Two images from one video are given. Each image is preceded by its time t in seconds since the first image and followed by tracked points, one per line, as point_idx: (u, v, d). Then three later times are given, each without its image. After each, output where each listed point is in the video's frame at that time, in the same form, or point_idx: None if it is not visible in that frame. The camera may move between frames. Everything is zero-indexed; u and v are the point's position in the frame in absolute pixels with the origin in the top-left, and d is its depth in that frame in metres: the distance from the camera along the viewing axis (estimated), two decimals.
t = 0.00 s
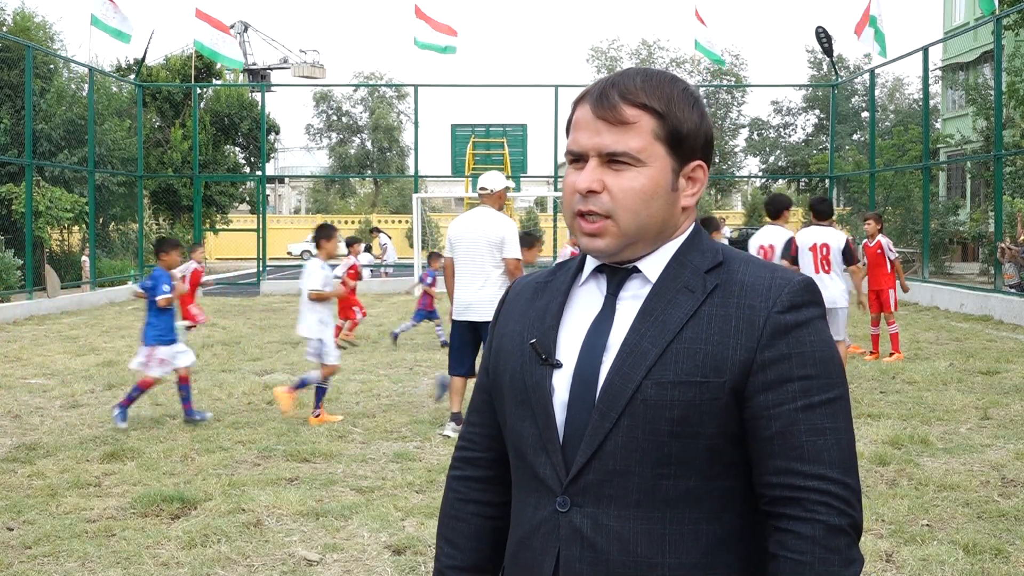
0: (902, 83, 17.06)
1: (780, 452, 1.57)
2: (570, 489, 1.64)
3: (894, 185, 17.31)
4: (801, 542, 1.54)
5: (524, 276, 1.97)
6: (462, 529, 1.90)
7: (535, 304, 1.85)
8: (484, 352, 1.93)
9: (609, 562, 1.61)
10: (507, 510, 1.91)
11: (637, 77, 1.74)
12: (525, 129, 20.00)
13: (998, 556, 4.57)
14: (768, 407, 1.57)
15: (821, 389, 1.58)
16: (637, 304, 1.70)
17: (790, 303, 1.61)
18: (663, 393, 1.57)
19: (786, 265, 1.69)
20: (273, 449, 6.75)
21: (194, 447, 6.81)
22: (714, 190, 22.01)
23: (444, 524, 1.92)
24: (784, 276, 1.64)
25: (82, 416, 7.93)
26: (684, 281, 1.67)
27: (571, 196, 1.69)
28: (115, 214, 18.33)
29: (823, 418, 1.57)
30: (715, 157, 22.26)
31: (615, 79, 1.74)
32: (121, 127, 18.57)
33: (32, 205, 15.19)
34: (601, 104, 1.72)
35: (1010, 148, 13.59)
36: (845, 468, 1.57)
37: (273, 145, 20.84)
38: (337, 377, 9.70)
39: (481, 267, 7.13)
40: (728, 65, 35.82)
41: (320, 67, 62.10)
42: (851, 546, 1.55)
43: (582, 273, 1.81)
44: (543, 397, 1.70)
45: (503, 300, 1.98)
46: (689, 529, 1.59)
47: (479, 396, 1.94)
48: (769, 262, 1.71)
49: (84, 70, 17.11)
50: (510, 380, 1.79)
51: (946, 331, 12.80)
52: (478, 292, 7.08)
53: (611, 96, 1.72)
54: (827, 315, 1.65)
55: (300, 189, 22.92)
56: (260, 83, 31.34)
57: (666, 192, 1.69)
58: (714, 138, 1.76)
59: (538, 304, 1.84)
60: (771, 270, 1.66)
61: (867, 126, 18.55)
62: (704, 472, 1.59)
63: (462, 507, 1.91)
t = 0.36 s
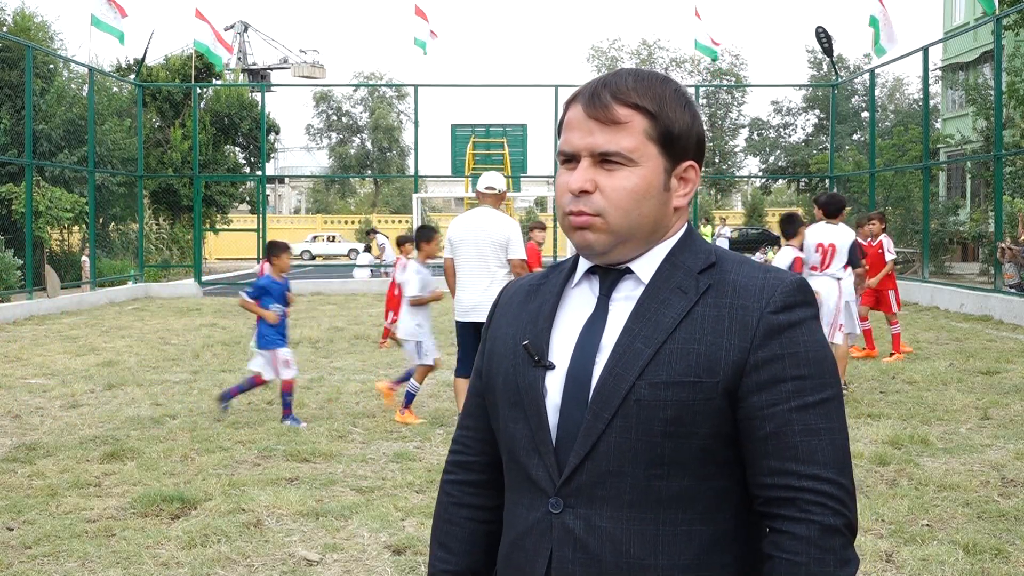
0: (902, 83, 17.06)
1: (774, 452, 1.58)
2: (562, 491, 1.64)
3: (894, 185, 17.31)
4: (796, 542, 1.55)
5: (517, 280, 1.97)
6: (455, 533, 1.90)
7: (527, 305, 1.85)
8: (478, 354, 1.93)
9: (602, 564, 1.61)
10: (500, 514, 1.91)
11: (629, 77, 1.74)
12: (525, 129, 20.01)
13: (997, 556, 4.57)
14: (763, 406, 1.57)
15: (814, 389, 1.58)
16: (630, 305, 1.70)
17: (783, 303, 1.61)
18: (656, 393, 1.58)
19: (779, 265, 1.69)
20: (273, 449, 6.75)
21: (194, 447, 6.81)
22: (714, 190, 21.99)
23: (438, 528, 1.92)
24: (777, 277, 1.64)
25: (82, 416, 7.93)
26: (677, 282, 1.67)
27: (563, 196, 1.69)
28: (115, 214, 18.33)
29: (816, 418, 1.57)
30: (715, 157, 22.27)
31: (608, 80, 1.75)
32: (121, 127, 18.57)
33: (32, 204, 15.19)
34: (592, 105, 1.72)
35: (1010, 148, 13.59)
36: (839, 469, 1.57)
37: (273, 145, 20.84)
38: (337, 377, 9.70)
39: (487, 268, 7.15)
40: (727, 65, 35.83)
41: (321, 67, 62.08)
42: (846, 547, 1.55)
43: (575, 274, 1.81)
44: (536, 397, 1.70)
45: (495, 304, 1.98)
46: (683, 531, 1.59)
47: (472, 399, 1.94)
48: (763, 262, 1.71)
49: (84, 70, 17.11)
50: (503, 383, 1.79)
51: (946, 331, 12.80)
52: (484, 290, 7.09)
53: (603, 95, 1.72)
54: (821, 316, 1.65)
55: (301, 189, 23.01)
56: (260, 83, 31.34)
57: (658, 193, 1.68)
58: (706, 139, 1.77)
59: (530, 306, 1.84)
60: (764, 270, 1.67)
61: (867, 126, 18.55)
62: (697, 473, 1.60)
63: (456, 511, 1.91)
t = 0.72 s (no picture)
0: (902, 83, 17.06)
1: (768, 456, 1.58)
2: (555, 492, 1.64)
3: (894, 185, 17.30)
4: (789, 548, 1.55)
5: (514, 280, 1.97)
6: (451, 535, 1.90)
7: (523, 306, 1.85)
8: (474, 355, 1.93)
9: (595, 567, 1.61)
10: (496, 515, 1.92)
11: (626, 77, 1.74)
12: (525, 129, 20.02)
13: (998, 556, 4.57)
14: (756, 410, 1.57)
15: (809, 394, 1.58)
16: (625, 306, 1.70)
17: (779, 306, 1.61)
18: (649, 395, 1.58)
19: (776, 267, 1.69)
20: (273, 449, 6.75)
21: (194, 446, 6.81)
22: (714, 190, 21.97)
23: (434, 530, 1.92)
24: (773, 279, 1.65)
25: (83, 416, 7.93)
26: (672, 283, 1.67)
27: (559, 196, 1.69)
28: (115, 214, 18.33)
29: (811, 422, 1.57)
30: (715, 157, 22.26)
31: (605, 80, 1.74)
32: (121, 127, 18.57)
33: (32, 205, 15.19)
34: (589, 104, 1.72)
35: (1010, 148, 13.59)
36: (833, 473, 1.57)
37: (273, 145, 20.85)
38: (337, 378, 9.70)
39: (476, 270, 7.15)
40: (728, 65, 35.84)
41: (321, 67, 62.07)
42: (839, 553, 1.56)
43: (571, 275, 1.81)
44: (530, 399, 1.70)
45: (492, 304, 1.98)
46: (676, 534, 1.59)
47: (468, 400, 1.95)
48: (760, 264, 1.71)
49: (84, 70, 17.11)
50: (498, 384, 1.79)
51: (946, 331, 12.80)
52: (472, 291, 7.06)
53: (601, 95, 1.72)
54: (817, 318, 1.65)
55: (301, 189, 23.04)
56: (260, 83, 31.32)
57: (655, 192, 1.68)
58: (704, 139, 1.77)
59: (527, 306, 1.84)
60: (760, 272, 1.67)
61: (867, 126, 18.55)
62: (691, 476, 1.60)
63: (452, 513, 1.91)
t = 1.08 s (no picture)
0: (902, 83, 17.06)
1: (772, 460, 1.58)
2: (558, 494, 1.64)
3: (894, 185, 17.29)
4: (793, 553, 1.55)
5: (520, 279, 1.97)
6: (454, 535, 1.90)
7: (529, 306, 1.85)
8: (478, 354, 1.93)
9: (597, 568, 1.61)
10: (498, 516, 1.92)
11: (636, 75, 1.74)
12: (525, 129, 20.03)
13: (997, 556, 4.57)
14: (762, 413, 1.57)
15: (816, 397, 1.58)
16: (631, 307, 1.70)
17: (785, 308, 1.61)
18: (654, 397, 1.58)
19: (782, 269, 1.69)
20: (273, 449, 6.75)
21: (194, 447, 6.81)
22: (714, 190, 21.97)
23: (437, 529, 1.92)
24: (780, 281, 1.64)
25: (82, 416, 7.92)
26: (679, 284, 1.67)
27: (568, 196, 1.69)
28: (115, 214, 18.32)
29: (816, 426, 1.57)
30: (715, 157, 22.25)
31: (615, 78, 1.74)
32: (121, 127, 18.57)
33: (32, 205, 15.19)
34: (599, 103, 1.72)
35: (1010, 148, 13.59)
36: (838, 479, 1.57)
37: (273, 145, 20.86)
38: (338, 377, 9.70)
39: (482, 270, 7.15)
40: (727, 65, 35.86)
41: (321, 67, 62.07)
42: (843, 559, 1.56)
43: (577, 276, 1.81)
44: (534, 399, 1.70)
45: (498, 303, 1.98)
46: (679, 537, 1.60)
47: (472, 400, 1.95)
48: (766, 266, 1.71)
49: (84, 70, 17.10)
50: (502, 383, 1.79)
51: (945, 331, 12.80)
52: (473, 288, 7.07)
53: (611, 93, 1.72)
54: (824, 321, 1.65)
55: (301, 189, 23.05)
56: (261, 83, 31.34)
57: (664, 192, 1.69)
58: (712, 139, 1.77)
59: (532, 306, 1.84)
60: (767, 275, 1.66)
61: (867, 126, 18.55)
62: (694, 479, 1.60)
63: (455, 513, 1.92)
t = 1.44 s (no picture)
0: (902, 83, 17.06)
1: (786, 464, 1.58)
2: (569, 497, 1.64)
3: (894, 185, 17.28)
4: (808, 558, 1.55)
5: (531, 278, 1.98)
6: (465, 536, 1.91)
7: (540, 306, 1.85)
8: (489, 354, 1.93)
9: (608, 571, 1.61)
10: (508, 517, 1.92)
11: (652, 74, 1.73)
12: (525, 129, 20.04)
13: (997, 556, 4.57)
14: (776, 418, 1.57)
15: (830, 402, 1.58)
16: (644, 309, 1.70)
17: (800, 312, 1.61)
18: (667, 401, 1.58)
19: (796, 271, 1.69)
20: (273, 449, 6.75)
21: (194, 446, 6.81)
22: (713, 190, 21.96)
23: (447, 530, 1.93)
24: (795, 284, 1.64)
25: (82, 416, 7.92)
26: (693, 287, 1.67)
27: (585, 196, 1.69)
28: (115, 214, 18.32)
29: (831, 431, 1.57)
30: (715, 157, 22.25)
31: (631, 77, 1.74)
32: (121, 127, 18.57)
33: (32, 205, 15.19)
34: (617, 103, 1.72)
35: (1010, 148, 13.58)
36: (852, 484, 1.57)
37: (273, 145, 20.87)
38: (338, 377, 9.70)
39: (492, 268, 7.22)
40: (727, 65, 35.87)
41: (321, 66, 62.05)
42: (858, 564, 1.55)
43: (589, 276, 1.81)
44: (546, 401, 1.71)
45: (509, 303, 1.99)
46: (691, 541, 1.60)
47: (483, 399, 1.95)
48: (780, 267, 1.71)
49: (84, 70, 17.11)
50: (514, 384, 1.79)
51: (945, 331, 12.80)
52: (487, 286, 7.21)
53: (627, 93, 1.71)
54: (837, 324, 1.65)
55: (301, 189, 23.14)
56: (261, 83, 31.34)
57: (681, 194, 1.69)
58: (728, 139, 1.77)
59: (544, 306, 1.84)
60: (781, 277, 1.66)
61: (867, 126, 18.56)
62: (706, 483, 1.60)
63: (466, 513, 1.92)
